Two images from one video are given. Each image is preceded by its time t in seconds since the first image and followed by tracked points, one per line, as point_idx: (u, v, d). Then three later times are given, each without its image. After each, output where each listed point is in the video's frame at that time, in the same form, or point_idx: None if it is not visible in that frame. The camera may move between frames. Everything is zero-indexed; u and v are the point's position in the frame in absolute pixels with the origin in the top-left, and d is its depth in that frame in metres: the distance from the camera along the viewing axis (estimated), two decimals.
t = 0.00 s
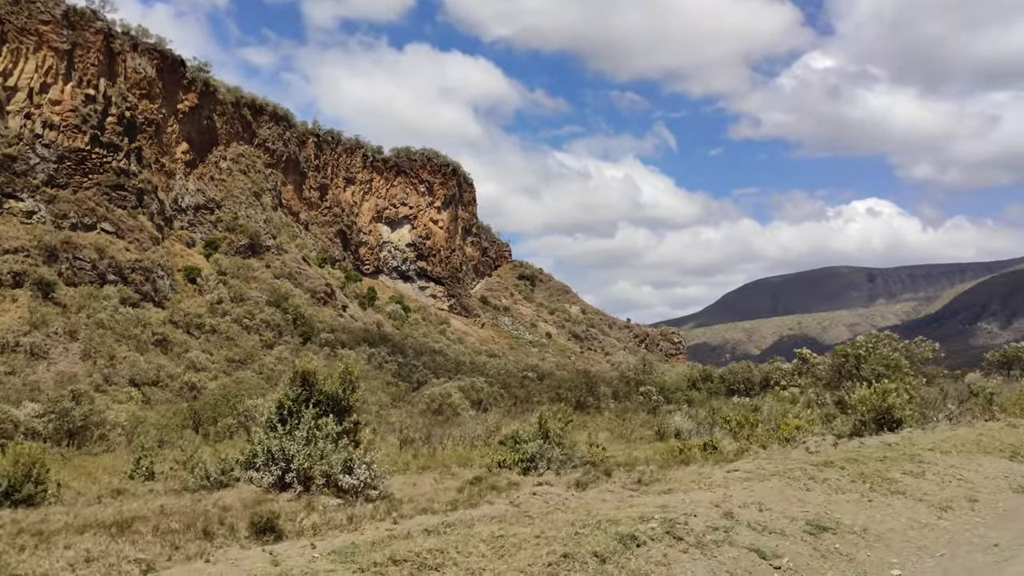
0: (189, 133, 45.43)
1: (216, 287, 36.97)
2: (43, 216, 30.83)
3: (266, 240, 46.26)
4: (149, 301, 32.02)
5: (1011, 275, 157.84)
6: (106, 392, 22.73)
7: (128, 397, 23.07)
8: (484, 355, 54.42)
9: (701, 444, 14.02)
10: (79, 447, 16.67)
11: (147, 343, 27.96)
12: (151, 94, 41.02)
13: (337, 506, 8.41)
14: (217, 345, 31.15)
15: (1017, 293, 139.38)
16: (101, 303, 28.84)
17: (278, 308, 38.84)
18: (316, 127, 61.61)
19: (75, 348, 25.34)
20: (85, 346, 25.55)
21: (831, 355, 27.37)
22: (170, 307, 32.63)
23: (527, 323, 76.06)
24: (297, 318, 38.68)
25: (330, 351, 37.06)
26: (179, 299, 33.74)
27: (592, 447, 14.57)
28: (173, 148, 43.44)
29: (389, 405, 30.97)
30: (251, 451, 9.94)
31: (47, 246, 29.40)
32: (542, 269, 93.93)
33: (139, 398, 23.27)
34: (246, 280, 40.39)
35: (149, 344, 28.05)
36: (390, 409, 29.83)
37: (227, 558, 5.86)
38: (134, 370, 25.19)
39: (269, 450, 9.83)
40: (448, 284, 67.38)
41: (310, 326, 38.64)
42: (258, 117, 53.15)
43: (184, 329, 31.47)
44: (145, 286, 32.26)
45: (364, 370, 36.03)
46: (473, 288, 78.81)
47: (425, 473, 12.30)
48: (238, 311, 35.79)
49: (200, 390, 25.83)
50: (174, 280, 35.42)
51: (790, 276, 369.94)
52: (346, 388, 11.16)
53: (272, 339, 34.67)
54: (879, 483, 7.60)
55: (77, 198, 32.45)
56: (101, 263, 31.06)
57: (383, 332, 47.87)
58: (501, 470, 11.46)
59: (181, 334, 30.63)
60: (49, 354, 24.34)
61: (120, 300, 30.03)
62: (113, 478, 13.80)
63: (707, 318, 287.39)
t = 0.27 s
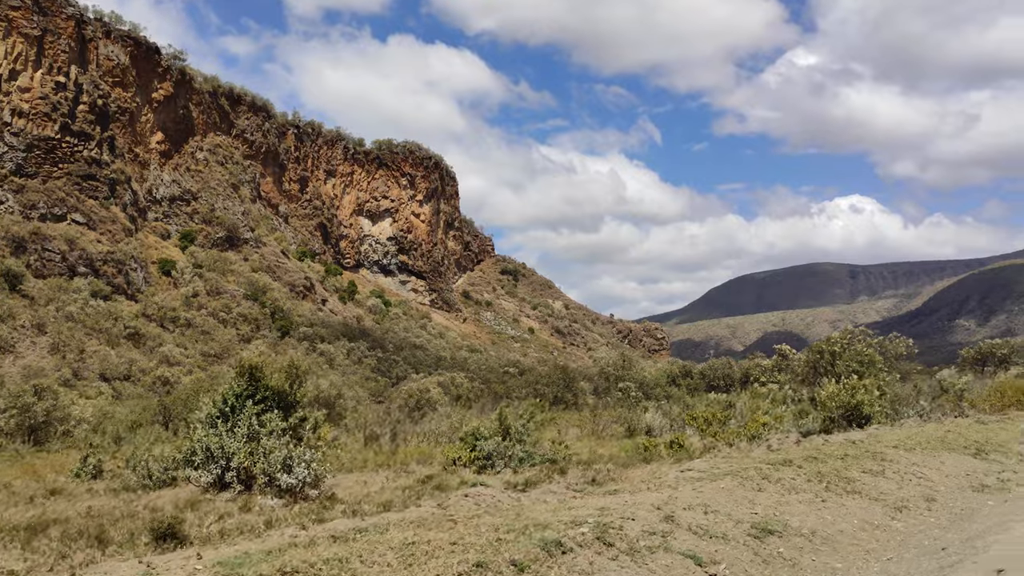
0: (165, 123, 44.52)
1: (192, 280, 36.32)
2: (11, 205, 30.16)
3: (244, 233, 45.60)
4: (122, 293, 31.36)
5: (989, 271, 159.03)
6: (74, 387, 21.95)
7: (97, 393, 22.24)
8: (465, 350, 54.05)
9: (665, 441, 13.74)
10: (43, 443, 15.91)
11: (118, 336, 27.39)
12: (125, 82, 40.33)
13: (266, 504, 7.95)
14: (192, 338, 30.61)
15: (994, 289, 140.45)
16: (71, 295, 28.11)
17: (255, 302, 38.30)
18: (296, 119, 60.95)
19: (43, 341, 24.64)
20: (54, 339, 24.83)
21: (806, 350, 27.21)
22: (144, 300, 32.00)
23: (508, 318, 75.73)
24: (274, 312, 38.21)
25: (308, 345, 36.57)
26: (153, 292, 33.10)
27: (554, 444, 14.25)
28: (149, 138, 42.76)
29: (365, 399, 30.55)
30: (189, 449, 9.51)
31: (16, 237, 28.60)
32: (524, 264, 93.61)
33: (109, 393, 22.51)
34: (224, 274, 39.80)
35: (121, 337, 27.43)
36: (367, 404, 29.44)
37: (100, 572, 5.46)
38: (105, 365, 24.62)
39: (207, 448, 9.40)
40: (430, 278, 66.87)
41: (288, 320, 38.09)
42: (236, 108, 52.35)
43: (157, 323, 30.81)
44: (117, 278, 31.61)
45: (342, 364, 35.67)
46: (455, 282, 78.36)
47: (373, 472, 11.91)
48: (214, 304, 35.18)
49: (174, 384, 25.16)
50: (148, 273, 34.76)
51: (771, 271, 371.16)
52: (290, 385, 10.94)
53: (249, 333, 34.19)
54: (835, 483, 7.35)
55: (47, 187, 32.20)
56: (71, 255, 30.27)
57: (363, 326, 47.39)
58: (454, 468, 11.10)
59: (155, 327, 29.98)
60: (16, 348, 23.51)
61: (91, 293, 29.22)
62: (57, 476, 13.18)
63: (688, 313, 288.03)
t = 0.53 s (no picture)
0: (151, 120, 44.02)
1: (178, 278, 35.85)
2: None
3: (231, 231, 45.11)
4: (106, 291, 30.86)
5: (977, 273, 159.48)
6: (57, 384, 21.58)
7: (80, 391, 21.72)
8: (453, 349, 53.68)
9: (636, 444, 13.39)
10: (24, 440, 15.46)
11: (103, 334, 26.88)
12: (110, 78, 40.32)
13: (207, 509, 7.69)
14: (177, 336, 30.16)
15: (982, 291, 140.81)
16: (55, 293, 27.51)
17: (241, 300, 37.85)
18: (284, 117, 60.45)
19: (26, 339, 24.09)
20: (37, 337, 24.29)
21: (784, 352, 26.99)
22: (129, 297, 31.44)
23: (496, 318, 75.43)
24: (261, 311, 37.75)
25: (295, 344, 36.20)
26: (138, 290, 32.64)
27: (521, 446, 13.93)
28: (134, 135, 42.30)
29: (350, 399, 30.17)
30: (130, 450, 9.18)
31: None
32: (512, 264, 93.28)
33: (92, 392, 21.95)
34: (210, 273, 39.38)
35: (105, 335, 26.91)
36: (352, 403, 29.06)
37: None
38: (88, 363, 24.14)
39: (149, 449, 9.10)
40: (417, 278, 66.78)
41: (274, 318, 37.66)
42: (223, 106, 52.08)
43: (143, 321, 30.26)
44: (103, 276, 31.10)
45: (328, 364, 35.30)
46: (443, 282, 78.03)
47: (326, 475, 11.56)
48: (200, 302, 34.74)
49: (159, 382, 24.74)
50: (133, 270, 34.28)
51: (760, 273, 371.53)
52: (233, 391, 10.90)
53: (235, 332, 33.78)
54: (797, 490, 7.00)
55: (30, 184, 31.23)
56: (55, 252, 29.62)
57: (350, 326, 46.98)
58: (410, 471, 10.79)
59: (140, 325, 29.47)
60: None
61: (75, 291, 28.24)
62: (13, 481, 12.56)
63: (678, 313, 288.24)
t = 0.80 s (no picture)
0: (162, 123, 43.93)
1: (186, 282, 35.74)
2: (4, 205, 29.44)
3: (240, 234, 44.94)
4: (114, 294, 30.69)
5: (990, 280, 158.09)
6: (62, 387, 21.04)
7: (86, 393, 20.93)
8: (460, 353, 53.30)
9: (628, 450, 13.06)
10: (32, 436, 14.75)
11: (110, 337, 26.63)
12: (121, 83, 39.77)
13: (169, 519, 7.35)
14: (185, 339, 29.92)
15: (995, 298, 139.55)
16: (63, 296, 27.44)
17: (249, 303, 37.60)
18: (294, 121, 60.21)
19: (34, 341, 23.96)
20: (45, 339, 24.11)
21: (788, 357, 26.61)
22: (137, 301, 31.29)
23: (505, 322, 75.13)
24: (269, 314, 37.46)
25: (302, 348, 35.97)
26: (145, 294, 32.43)
27: (511, 453, 13.66)
28: (145, 139, 42.22)
29: (355, 403, 29.82)
30: (95, 458, 8.82)
31: (10, 237, 28.15)
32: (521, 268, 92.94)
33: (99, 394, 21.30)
34: (218, 275, 39.23)
35: (113, 338, 26.70)
36: (357, 407, 28.73)
37: None
38: (96, 365, 23.64)
39: (116, 457, 8.75)
40: (426, 282, 66.49)
41: (281, 322, 37.45)
42: (233, 110, 51.99)
43: (150, 324, 30.12)
44: (111, 279, 30.95)
45: (335, 367, 34.97)
46: (452, 286, 77.81)
47: (299, 483, 11.23)
48: (207, 305, 34.61)
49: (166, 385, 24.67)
50: (141, 274, 34.15)
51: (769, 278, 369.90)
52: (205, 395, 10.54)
53: (243, 335, 33.53)
54: (782, 503, 6.63)
55: (41, 187, 31.58)
56: (65, 255, 29.59)
57: (358, 329, 46.66)
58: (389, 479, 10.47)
59: (148, 328, 29.29)
60: (7, 349, 22.78)
61: (84, 294, 28.51)
62: None
63: (689, 318, 287.17)
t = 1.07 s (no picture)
0: (186, 128, 43.99)
1: (209, 284, 35.74)
2: (32, 209, 29.56)
3: (262, 237, 44.92)
4: (138, 297, 30.58)
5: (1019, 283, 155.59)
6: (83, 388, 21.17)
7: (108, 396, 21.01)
8: (481, 356, 52.95)
9: (632, 456, 12.80)
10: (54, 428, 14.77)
11: (133, 340, 26.57)
12: (147, 89, 40.10)
13: (142, 524, 7.08)
14: (207, 342, 29.85)
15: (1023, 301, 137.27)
16: (89, 299, 27.43)
17: (269, 306, 37.53)
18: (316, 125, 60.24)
19: (59, 344, 24.00)
20: (70, 342, 24.12)
21: (803, 361, 26.15)
22: (160, 303, 31.28)
23: (526, 325, 74.81)
24: (289, 317, 37.33)
25: (322, 351, 35.84)
26: (169, 296, 32.25)
27: (512, 456, 13.40)
28: (169, 144, 42.29)
29: (374, 406, 29.53)
30: (77, 461, 8.58)
31: (36, 241, 28.18)
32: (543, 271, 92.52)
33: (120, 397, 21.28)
34: (240, 279, 39.21)
35: (137, 340, 26.69)
36: (376, 410, 28.43)
37: None
38: (117, 367, 23.76)
39: (99, 460, 8.51)
40: (447, 285, 66.15)
41: (302, 325, 37.33)
42: (256, 115, 52.06)
43: (173, 326, 30.04)
44: (135, 282, 30.87)
45: (355, 370, 34.73)
46: (472, 289, 77.62)
47: (290, 487, 10.94)
48: (229, 308, 34.61)
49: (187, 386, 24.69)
50: (165, 277, 34.17)
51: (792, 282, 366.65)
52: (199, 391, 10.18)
53: (262, 338, 33.53)
54: (782, 514, 6.25)
55: (68, 192, 31.45)
56: (90, 258, 29.72)
57: (378, 332, 46.44)
58: (380, 484, 10.20)
59: (170, 331, 29.22)
60: (32, 350, 23.07)
61: (108, 297, 28.50)
62: None
63: (712, 321, 285.28)
